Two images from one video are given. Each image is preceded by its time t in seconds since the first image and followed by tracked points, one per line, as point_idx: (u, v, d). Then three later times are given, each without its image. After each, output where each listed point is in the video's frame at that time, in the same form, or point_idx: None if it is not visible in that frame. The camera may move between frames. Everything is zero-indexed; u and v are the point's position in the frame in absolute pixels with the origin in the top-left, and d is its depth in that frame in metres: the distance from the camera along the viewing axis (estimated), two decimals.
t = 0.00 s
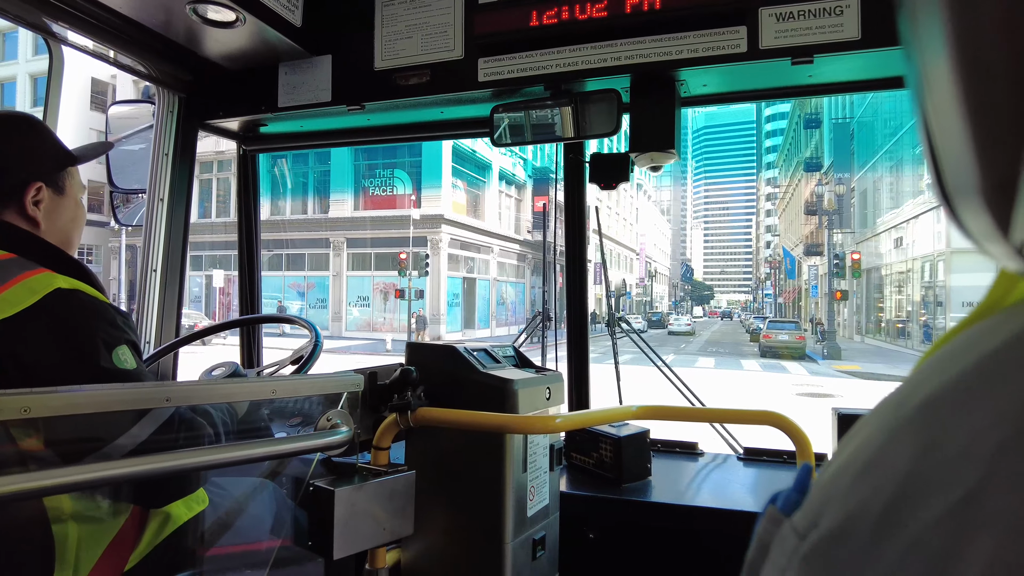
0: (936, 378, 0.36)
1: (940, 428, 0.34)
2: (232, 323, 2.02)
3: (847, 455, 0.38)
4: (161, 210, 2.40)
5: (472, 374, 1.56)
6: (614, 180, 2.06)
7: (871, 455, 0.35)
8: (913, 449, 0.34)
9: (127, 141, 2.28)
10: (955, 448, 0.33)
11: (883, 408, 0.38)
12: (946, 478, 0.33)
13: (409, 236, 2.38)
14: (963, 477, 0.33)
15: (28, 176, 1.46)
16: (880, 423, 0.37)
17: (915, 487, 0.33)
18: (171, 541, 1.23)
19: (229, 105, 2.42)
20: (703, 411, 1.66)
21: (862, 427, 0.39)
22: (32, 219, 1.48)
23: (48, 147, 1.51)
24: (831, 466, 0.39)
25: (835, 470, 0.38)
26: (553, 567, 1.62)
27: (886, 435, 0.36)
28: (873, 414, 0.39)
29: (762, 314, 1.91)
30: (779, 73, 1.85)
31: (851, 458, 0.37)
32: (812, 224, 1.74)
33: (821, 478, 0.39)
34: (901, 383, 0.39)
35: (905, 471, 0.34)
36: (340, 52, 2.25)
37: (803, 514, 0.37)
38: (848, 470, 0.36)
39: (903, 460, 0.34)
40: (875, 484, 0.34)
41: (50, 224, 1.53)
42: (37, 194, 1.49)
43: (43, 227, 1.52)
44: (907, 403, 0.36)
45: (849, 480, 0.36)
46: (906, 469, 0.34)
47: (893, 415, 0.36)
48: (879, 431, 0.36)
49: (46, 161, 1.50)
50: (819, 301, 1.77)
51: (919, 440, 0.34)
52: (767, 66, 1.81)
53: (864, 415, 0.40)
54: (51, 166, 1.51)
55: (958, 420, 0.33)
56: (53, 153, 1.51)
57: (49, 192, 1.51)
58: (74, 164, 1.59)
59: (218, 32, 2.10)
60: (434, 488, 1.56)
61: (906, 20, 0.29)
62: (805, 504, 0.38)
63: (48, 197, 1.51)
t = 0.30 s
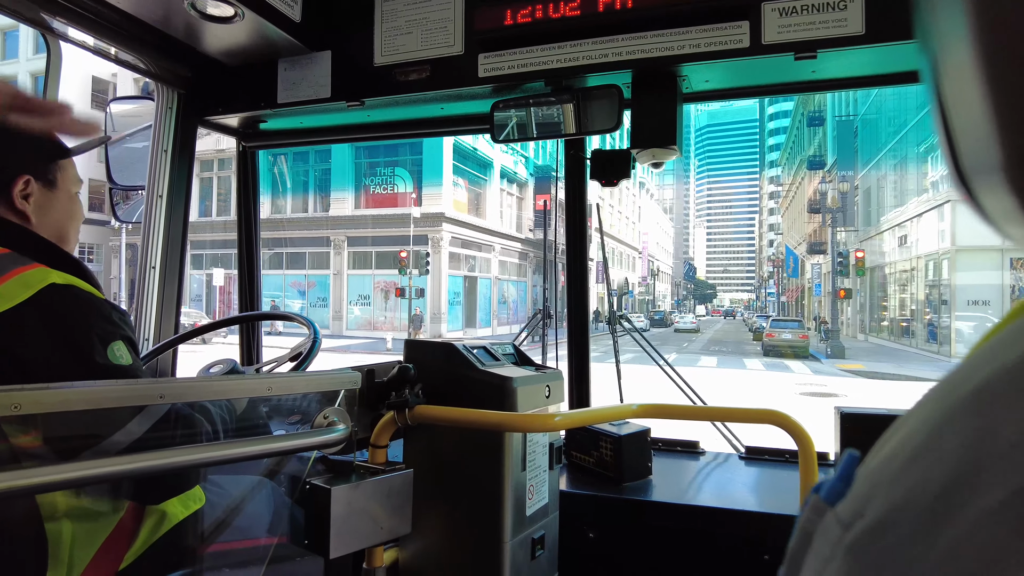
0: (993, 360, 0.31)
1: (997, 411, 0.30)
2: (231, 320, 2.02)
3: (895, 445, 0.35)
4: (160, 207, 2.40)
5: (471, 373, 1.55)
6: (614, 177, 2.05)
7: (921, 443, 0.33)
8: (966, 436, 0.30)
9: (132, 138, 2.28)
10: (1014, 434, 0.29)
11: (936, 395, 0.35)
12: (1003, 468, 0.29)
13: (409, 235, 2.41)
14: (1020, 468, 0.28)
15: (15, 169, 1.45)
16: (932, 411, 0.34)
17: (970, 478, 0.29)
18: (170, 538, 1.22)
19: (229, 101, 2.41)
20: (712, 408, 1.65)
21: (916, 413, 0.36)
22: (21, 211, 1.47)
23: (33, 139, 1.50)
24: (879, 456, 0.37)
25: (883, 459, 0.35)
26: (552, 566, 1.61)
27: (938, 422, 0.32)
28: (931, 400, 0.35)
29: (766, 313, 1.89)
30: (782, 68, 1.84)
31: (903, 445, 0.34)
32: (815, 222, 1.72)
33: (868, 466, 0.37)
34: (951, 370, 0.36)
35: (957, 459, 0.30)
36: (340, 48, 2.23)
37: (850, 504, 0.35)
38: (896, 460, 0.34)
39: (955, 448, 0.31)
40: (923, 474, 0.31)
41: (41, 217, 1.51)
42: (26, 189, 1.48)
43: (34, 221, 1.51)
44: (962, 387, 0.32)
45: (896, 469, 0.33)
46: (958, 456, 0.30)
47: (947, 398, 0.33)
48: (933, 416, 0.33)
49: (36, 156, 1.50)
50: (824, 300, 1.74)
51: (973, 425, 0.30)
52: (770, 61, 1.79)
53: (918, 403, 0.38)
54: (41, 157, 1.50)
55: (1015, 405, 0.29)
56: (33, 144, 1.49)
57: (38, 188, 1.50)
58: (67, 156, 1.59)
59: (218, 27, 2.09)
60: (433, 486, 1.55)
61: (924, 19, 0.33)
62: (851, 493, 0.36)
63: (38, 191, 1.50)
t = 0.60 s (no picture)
0: (1004, 353, 0.31)
1: (1007, 403, 0.29)
2: (234, 318, 2.03)
3: (906, 436, 0.35)
4: (163, 205, 2.41)
5: (473, 371, 1.56)
6: (615, 176, 2.08)
7: (931, 435, 0.32)
8: (975, 428, 0.30)
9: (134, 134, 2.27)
10: None
11: (949, 385, 0.35)
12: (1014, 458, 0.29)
13: (409, 233, 2.36)
14: None
15: None
16: (942, 404, 0.33)
17: (979, 469, 0.29)
18: (172, 536, 1.23)
19: (231, 99, 2.41)
20: (717, 407, 1.64)
21: (929, 404, 0.36)
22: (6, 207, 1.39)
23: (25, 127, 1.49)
24: (889, 448, 0.36)
25: (894, 450, 0.35)
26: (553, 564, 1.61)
27: (948, 414, 0.32)
28: (940, 392, 0.35)
29: (767, 312, 1.94)
30: (784, 68, 1.84)
31: (911, 439, 0.34)
32: (817, 220, 1.73)
33: (878, 458, 0.37)
34: (963, 362, 0.36)
35: (967, 450, 0.30)
36: (342, 46, 2.24)
37: (858, 497, 0.35)
38: (905, 451, 0.34)
39: (964, 440, 0.30)
40: (931, 467, 0.31)
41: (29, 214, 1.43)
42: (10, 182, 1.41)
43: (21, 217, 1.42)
44: (973, 379, 0.32)
45: (904, 464, 0.33)
46: (968, 449, 0.30)
47: (958, 389, 0.33)
48: (943, 407, 0.33)
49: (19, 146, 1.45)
50: (824, 297, 1.78)
51: (983, 417, 0.30)
52: (773, 61, 1.79)
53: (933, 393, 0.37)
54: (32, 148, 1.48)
55: None
56: (24, 132, 1.48)
57: (23, 182, 1.44)
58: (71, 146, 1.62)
59: (221, 26, 2.09)
60: (434, 483, 1.55)
61: (920, 26, 0.34)
62: (861, 486, 0.36)
63: (21, 186, 1.43)
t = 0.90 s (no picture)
0: (1008, 358, 0.32)
1: (1011, 414, 0.30)
2: (233, 315, 2.02)
3: (906, 444, 0.35)
4: (163, 201, 2.40)
5: (472, 368, 1.55)
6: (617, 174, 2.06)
7: (933, 443, 0.33)
8: (984, 435, 0.31)
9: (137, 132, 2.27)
10: None
11: (948, 393, 0.35)
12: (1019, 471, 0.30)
13: (407, 232, 2.38)
14: None
15: None
16: (945, 409, 0.34)
17: (983, 480, 0.30)
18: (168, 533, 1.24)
19: (231, 96, 2.40)
20: (717, 406, 1.63)
21: (927, 412, 0.36)
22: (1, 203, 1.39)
23: (24, 124, 1.47)
24: (888, 456, 0.36)
25: (894, 458, 0.35)
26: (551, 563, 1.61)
27: (950, 421, 0.33)
28: (942, 397, 0.36)
29: (767, 310, 1.98)
30: (786, 66, 1.83)
31: (914, 445, 0.34)
32: (819, 220, 1.72)
33: (876, 467, 0.36)
34: (962, 369, 0.37)
35: (971, 460, 0.31)
36: (343, 43, 2.23)
37: (857, 509, 0.34)
38: (907, 458, 0.34)
39: (970, 449, 0.31)
40: (939, 474, 0.32)
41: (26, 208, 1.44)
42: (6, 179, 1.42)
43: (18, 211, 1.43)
44: (979, 384, 0.33)
45: (908, 470, 0.33)
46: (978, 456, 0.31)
47: (960, 397, 0.33)
48: (945, 415, 0.33)
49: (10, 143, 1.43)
50: (827, 296, 1.79)
51: (988, 426, 0.31)
52: (774, 59, 1.78)
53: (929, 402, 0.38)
54: (36, 145, 1.48)
55: None
56: (25, 130, 1.46)
57: (19, 179, 1.44)
58: (75, 147, 1.58)
59: (221, 23, 2.09)
60: (432, 482, 1.55)
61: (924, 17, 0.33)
62: (860, 495, 0.35)
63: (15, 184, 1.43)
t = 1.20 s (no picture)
0: (1011, 359, 0.32)
1: (1015, 420, 0.30)
2: (229, 310, 2.00)
3: (905, 447, 0.36)
4: (160, 194, 2.38)
5: (469, 364, 1.54)
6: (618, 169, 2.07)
7: (936, 448, 0.33)
8: (986, 441, 0.31)
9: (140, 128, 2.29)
10: None
11: (950, 392, 0.36)
12: (1021, 477, 0.30)
13: (405, 228, 2.33)
14: None
15: None
16: (946, 411, 0.34)
17: (990, 484, 0.30)
18: (165, 528, 1.22)
19: (228, 89, 2.39)
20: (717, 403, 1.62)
21: (927, 412, 0.37)
22: None
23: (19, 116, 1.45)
24: (887, 459, 0.37)
25: (893, 461, 0.36)
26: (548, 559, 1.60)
27: (955, 422, 0.33)
28: (943, 397, 0.36)
29: (769, 308, 1.87)
30: (788, 61, 1.82)
31: (916, 448, 0.35)
32: (820, 217, 1.70)
33: (875, 470, 0.37)
34: (966, 366, 0.36)
35: (975, 465, 0.31)
36: (341, 36, 2.21)
37: (854, 515, 0.36)
38: (908, 462, 0.34)
39: (974, 454, 0.31)
40: (940, 480, 0.32)
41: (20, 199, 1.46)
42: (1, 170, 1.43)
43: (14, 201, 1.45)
44: (981, 386, 0.33)
45: (908, 476, 0.34)
46: (979, 462, 0.31)
47: (964, 397, 0.34)
48: (948, 418, 0.34)
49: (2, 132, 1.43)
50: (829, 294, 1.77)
51: (994, 428, 0.31)
52: (777, 53, 1.77)
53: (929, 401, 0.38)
54: (27, 134, 1.46)
55: None
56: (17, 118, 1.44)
57: (10, 170, 1.44)
58: (68, 138, 1.56)
59: (218, 15, 2.07)
60: (429, 478, 1.54)
61: None
62: (857, 501, 0.36)
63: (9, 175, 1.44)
